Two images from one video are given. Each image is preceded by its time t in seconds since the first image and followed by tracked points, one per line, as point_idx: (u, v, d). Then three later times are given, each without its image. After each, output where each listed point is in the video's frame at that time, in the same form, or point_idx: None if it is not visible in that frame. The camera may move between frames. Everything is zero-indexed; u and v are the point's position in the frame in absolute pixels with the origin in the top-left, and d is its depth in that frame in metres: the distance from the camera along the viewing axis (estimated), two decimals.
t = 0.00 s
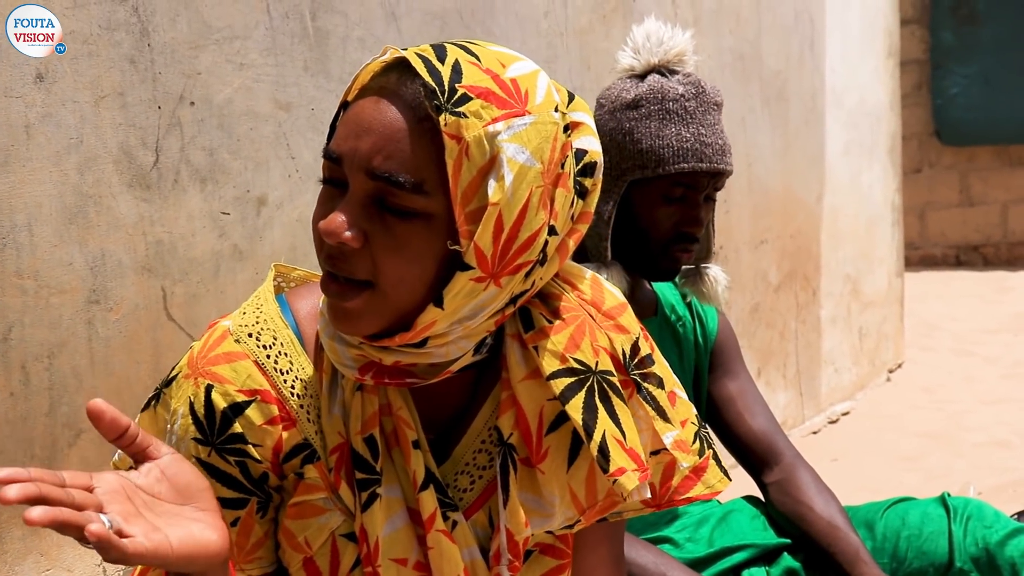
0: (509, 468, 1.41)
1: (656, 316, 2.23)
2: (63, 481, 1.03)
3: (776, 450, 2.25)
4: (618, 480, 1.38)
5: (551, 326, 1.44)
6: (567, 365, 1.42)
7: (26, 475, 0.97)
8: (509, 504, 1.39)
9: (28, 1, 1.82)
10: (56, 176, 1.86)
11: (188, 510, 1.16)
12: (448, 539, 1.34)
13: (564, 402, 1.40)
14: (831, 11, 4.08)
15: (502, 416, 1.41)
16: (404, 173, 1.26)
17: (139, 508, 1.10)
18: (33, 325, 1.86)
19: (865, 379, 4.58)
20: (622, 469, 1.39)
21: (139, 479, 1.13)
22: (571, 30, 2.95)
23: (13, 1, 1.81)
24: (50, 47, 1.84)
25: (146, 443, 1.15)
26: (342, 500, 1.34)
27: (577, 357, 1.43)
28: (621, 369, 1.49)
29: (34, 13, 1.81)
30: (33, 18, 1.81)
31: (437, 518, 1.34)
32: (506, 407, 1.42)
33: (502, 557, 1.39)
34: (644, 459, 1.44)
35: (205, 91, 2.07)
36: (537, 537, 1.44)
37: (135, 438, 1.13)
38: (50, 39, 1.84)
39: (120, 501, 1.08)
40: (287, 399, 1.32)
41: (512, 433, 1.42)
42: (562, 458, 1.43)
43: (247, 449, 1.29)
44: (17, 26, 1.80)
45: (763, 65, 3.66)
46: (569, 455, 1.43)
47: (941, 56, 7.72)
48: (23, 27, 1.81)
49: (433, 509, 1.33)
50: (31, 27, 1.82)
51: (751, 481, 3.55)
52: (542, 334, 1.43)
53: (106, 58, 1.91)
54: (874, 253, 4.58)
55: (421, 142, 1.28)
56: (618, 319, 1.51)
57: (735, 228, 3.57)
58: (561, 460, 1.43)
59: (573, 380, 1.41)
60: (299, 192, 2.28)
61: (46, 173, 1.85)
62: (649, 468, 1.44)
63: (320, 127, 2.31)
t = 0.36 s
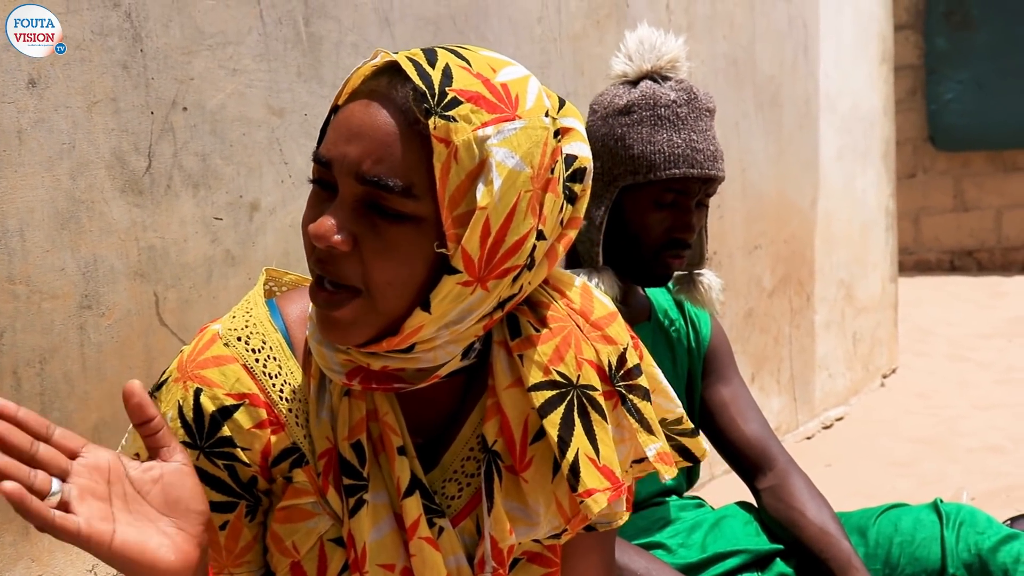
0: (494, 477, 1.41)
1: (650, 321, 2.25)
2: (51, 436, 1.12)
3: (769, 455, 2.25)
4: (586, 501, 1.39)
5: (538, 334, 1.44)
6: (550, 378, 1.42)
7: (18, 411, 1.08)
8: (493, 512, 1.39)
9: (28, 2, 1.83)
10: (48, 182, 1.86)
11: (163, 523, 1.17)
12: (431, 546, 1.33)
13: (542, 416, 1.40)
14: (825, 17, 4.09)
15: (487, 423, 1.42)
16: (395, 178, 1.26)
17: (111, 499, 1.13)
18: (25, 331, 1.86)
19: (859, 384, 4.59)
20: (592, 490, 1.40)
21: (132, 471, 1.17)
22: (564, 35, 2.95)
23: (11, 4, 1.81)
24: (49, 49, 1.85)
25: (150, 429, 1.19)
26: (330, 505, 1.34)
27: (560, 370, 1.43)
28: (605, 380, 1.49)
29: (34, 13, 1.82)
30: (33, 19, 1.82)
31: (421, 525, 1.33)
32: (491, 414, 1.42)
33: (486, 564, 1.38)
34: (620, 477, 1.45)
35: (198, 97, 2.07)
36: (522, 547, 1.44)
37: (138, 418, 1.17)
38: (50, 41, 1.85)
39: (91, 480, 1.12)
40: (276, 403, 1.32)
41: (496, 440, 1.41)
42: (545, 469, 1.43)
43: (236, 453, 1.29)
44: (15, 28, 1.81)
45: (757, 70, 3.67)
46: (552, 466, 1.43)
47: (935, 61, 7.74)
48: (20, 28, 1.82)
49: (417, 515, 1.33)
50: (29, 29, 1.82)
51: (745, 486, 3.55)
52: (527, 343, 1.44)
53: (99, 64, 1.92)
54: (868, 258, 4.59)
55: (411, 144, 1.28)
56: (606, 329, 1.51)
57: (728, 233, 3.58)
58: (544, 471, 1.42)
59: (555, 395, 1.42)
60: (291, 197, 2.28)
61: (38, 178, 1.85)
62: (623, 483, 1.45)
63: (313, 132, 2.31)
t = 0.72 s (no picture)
0: (491, 479, 1.41)
1: (648, 322, 2.24)
2: (29, 447, 1.11)
3: (767, 456, 2.25)
4: (583, 504, 1.39)
5: (532, 337, 1.44)
6: (544, 382, 1.42)
7: None
8: (489, 515, 1.39)
9: (27, 2, 1.83)
10: (46, 183, 1.86)
11: (149, 523, 1.17)
12: (429, 554, 1.33)
13: (538, 419, 1.40)
14: (823, 19, 4.09)
15: (482, 427, 1.42)
16: (396, 182, 1.26)
17: (95, 504, 1.12)
18: (23, 333, 1.85)
19: (857, 386, 4.59)
20: (587, 494, 1.40)
21: (113, 475, 1.16)
22: (563, 37, 2.95)
23: (9, 5, 1.81)
24: (48, 50, 1.85)
25: (127, 433, 1.18)
26: (325, 512, 1.34)
27: (555, 373, 1.43)
28: (600, 382, 1.49)
29: (33, 14, 1.82)
30: (33, 20, 1.82)
31: (419, 531, 1.33)
32: (486, 418, 1.42)
33: (484, 567, 1.39)
34: (618, 478, 1.45)
35: (197, 98, 2.07)
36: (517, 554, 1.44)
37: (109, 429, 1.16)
38: (49, 43, 1.85)
39: (72, 487, 1.12)
40: (270, 411, 1.32)
41: (492, 443, 1.42)
42: (541, 472, 1.43)
43: (229, 461, 1.29)
44: (15, 28, 1.81)
45: (755, 71, 3.67)
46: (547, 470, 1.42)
47: (933, 63, 7.74)
48: (20, 28, 1.82)
49: (414, 522, 1.33)
50: (28, 29, 1.82)
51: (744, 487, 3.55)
52: (522, 346, 1.44)
53: (97, 65, 1.91)
54: (866, 259, 4.59)
55: (413, 148, 1.27)
56: (600, 332, 1.51)
57: (727, 234, 3.58)
58: (539, 475, 1.42)
59: (550, 399, 1.42)
60: (289, 199, 2.29)
61: (36, 180, 1.85)
62: (622, 485, 1.45)
63: (311, 134, 2.32)
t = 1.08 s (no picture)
0: (495, 474, 1.41)
1: (651, 320, 2.23)
2: (29, 433, 1.12)
3: (769, 453, 2.26)
4: (589, 497, 1.39)
5: (535, 332, 1.45)
6: (548, 377, 1.43)
7: None
8: (494, 510, 1.39)
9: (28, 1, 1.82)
10: (49, 179, 1.86)
11: (150, 505, 1.17)
12: (435, 547, 1.34)
13: (543, 413, 1.40)
14: (825, 17, 4.09)
15: (486, 422, 1.42)
16: (401, 177, 1.26)
17: (95, 487, 1.13)
18: (25, 328, 1.86)
19: (858, 384, 4.59)
20: (594, 486, 1.40)
21: (113, 459, 1.16)
22: (565, 34, 2.95)
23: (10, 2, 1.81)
24: (49, 48, 1.85)
25: (125, 418, 1.18)
26: (328, 507, 1.34)
27: (558, 368, 1.44)
28: (602, 377, 1.49)
29: (34, 13, 1.81)
30: (33, 19, 1.82)
31: (425, 525, 1.34)
32: (490, 413, 1.42)
33: (488, 563, 1.38)
34: (624, 472, 1.46)
35: (199, 95, 2.07)
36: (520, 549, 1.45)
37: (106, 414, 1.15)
38: (50, 40, 1.85)
39: (73, 471, 1.12)
40: (272, 405, 1.32)
41: (496, 438, 1.42)
42: (545, 466, 1.43)
43: (231, 455, 1.29)
44: (16, 26, 1.80)
45: (757, 69, 3.67)
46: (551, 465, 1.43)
47: (935, 61, 7.74)
48: (21, 27, 1.81)
49: (420, 516, 1.34)
50: (30, 28, 1.82)
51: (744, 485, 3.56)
52: (525, 341, 1.44)
53: (99, 61, 1.91)
54: (867, 257, 4.59)
55: (418, 144, 1.27)
56: (604, 326, 1.51)
57: (728, 232, 3.58)
58: (543, 469, 1.43)
59: (554, 393, 1.42)
60: (291, 196, 2.29)
61: (38, 176, 1.85)
62: (626, 479, 1.46)
63: (314, 130, 2.32)
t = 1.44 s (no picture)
0: (497, 470, 1.41)
1: (649, 318, 2.24)
2: (40, 419, 1.12)
3: (769, 452, 2.27)
4: (579, 497, 1.40)
5: (537, 329, 1.45)
6: (547, 374, 1.43)
7: (5, 396, 1.08)
8: (496, 506, 1.39)
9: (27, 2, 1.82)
10: (49, 176, 1.86)
11: (159, 495, 1.17)
12: (436, 544, 1.34)
13: (539, 412, 1.41)
14: (826, 17, 4.09)
15: (487, 417, 1.42)
16: (406, 174, 1.26)
17: (106, 475, 1.12)
18: (25, 326, 1.86)
19: (858, 384, 4.59)
20: (585, 486, 1.40)
21: (123, 448, 1.17)
22: (566, 33, 2.96)
23: (11, 2, 1.81)
24: (49, 48, 1.85)
25: (134, 408, 1.18)
26: (330, 502, 1.34)
27: (558, 365, 1.44)
28: (603, 373, 1.49)
29: (33, 13, 1.82)
30: (33, 19, 1.82)
31: (425, 521, 1.34)
32: (491, 408, 1.42)
33: (489, 558, 1.38)
34: (616, 469, 1.45)
35: (199, 93, 2.07)
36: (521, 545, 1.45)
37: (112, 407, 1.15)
38: (50, 40, 1.85)
39: (83, 459, 1.12)
40: (274, 401, 1.32)
41: (497, 434, 1.42)
42: (544, 463, 1.43)
43: (233, 451, 1.29)
44: (15, 27, 1.80)
45: (758, 69, 3.67)
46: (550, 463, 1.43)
47: (935, 62, 7.73)
48: (21, 28, 1.81)
49: (421, 512, 1.34)
50: (29, 28, 1.82)
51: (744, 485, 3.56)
52: (527, 338, 1.44)
53: (99, 59, 1.91)
54: (867, 257, 4.59)
55: (421, 140, 1.27)
56: (605, 322, 1.51)
57: (728, 232, 3.58)
58: (543, 466, 1.43)
59: (552, 391, 1.43)
60: (291, 193, 2.29)
61: (38, 173, 1.85)
62: (621, 476, 1.46)
63: (314, 128, 2.31)
